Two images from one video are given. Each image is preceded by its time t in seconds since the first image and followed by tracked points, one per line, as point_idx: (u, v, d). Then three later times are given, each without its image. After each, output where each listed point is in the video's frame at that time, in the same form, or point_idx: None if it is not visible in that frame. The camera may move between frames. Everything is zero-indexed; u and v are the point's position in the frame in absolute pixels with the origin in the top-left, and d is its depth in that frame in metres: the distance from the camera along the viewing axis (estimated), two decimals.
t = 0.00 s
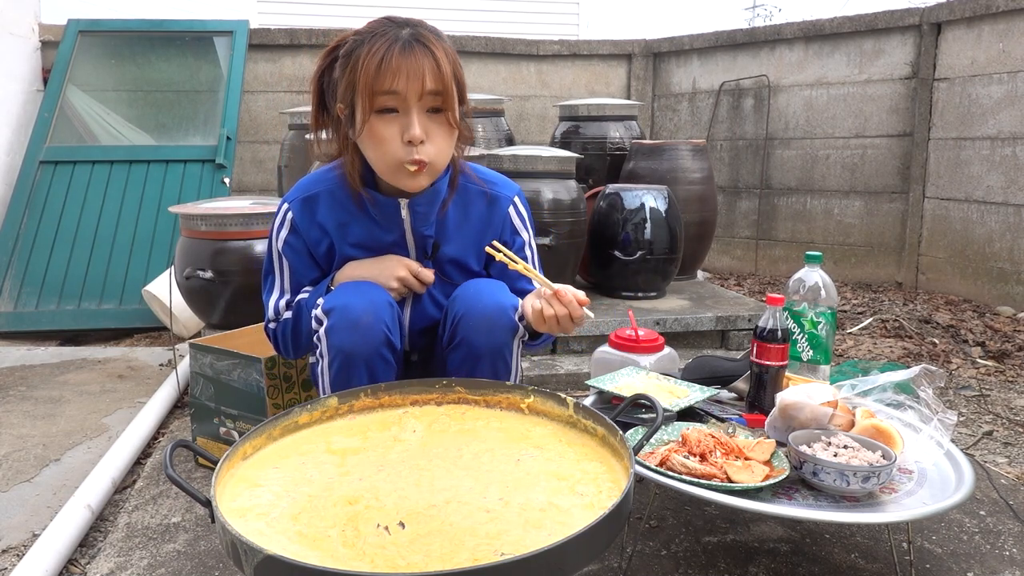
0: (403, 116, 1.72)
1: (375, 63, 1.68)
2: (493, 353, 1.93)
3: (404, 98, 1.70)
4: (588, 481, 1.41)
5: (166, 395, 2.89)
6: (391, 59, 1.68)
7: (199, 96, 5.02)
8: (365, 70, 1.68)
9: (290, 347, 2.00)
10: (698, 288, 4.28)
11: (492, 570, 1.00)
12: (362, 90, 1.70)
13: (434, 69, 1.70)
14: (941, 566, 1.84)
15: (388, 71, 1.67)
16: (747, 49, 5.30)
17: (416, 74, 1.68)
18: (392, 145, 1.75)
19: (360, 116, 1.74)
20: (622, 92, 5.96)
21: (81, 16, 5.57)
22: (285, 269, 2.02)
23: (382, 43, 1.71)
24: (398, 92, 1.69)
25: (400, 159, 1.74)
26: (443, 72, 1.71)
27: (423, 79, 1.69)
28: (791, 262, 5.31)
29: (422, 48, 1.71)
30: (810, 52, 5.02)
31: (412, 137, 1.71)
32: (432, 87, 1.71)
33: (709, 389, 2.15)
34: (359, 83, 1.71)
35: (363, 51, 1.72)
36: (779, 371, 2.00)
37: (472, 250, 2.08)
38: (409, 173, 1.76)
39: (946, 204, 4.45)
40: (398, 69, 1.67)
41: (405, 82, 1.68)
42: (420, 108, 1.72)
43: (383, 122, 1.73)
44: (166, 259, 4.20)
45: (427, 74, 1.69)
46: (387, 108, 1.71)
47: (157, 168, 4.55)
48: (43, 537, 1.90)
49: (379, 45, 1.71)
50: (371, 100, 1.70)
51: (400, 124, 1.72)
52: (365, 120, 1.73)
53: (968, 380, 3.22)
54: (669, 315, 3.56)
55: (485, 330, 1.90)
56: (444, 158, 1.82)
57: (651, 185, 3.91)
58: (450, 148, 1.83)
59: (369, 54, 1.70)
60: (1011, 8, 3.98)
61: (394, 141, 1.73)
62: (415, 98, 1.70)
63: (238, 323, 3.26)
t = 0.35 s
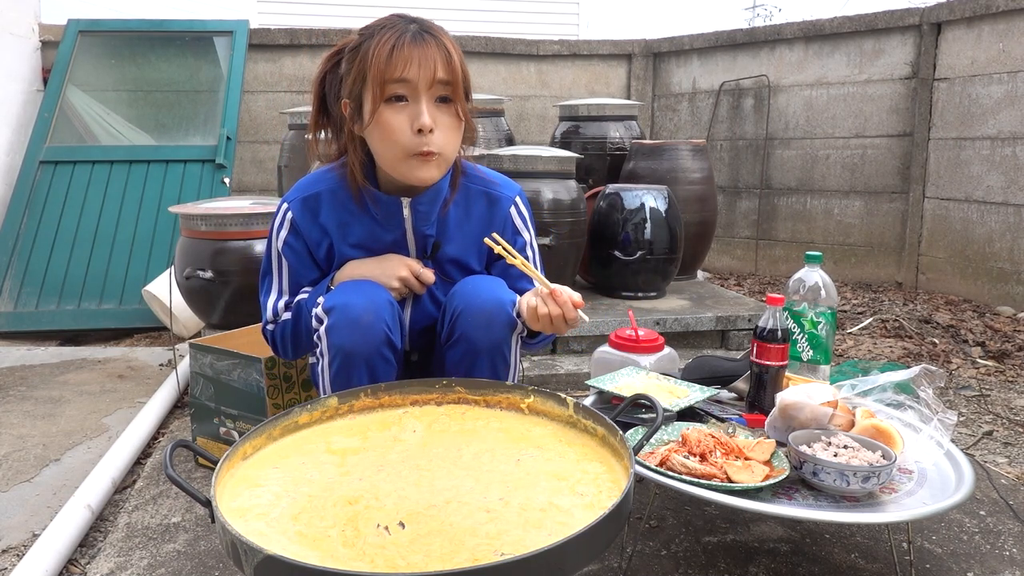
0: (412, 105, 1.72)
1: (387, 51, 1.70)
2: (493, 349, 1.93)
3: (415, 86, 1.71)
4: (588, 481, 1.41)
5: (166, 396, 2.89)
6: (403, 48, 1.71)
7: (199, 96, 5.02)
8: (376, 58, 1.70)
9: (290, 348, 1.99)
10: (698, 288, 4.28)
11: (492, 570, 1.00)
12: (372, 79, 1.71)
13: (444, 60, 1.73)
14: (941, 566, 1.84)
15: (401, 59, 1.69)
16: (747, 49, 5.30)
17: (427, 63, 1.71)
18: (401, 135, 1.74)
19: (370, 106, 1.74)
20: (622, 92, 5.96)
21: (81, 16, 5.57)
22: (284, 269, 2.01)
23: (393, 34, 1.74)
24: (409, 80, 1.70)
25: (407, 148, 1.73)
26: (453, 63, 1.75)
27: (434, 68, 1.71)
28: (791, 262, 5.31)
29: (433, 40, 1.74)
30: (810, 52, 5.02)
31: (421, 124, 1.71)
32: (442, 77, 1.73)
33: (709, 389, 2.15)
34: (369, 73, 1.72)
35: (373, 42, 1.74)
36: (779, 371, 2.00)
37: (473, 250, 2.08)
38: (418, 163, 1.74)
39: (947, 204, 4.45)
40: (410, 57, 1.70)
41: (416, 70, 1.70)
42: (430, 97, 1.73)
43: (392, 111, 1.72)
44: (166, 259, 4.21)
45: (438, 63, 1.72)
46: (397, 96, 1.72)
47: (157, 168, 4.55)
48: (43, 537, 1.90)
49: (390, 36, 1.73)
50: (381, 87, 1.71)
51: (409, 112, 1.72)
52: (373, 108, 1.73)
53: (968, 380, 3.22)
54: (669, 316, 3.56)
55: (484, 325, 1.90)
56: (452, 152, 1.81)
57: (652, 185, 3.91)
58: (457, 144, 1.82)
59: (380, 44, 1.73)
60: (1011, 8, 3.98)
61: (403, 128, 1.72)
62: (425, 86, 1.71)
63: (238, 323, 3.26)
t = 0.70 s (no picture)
0: (414, 105, 1.73)
1: (389, 52, 1.70)
2: (492, 349, 1.93)
3: (417, 87, 1.71)
4: (588, 482, 1.40)
5: (166, 396, 2.89)
6: (406, 48, 1.70)
7: (199, 96, 5.02)
8: (379, 58, 1.70)
9: (290, 348, 1.99)
10: (698, 288, 4.27)
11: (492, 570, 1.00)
12: (374, 79, 1.71)
13: (446, 59, 1.73)
14: (941, 566, 1.84)
15: (403, 59, 1.69)
16: (747, 49, 5.31)
17: (430, 63, 1.70)
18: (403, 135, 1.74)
19: (372, 105, 1.74)
20: (622, 92, 5.96)
21: (81, 16, 5.57)
22: (284, 269, 2.01)
23: (395, 34, 1.73)
24: (412, 80, 1.70)
25: (410, 147, 1.74)
26: (455, 63, 1.74)
27: (436, 69, 1.71)
28: (791, 262, 5.31)
29: (434, 39, 1.74)
30: (810, 52, 5.02)
31: (424, 124, 1.71)
32: (445, 77, 1.73)
33: (709, 389, 2.15)
34: (371, 73, 1.72)
35: (375, 42, 1.74)
36: (779, 371, 2.00)
37: (473, 249, 2.08)
38: (420, 163, 1.75)
39: (946, 204, 4.45)
40: (412, 57, 1.69)
41: (418, 71, 1.70)
42: (433, 97, 1.73)
43: (394, 111, 1.73)
44: (166, 259, 4.21)
45: (440, 63, 1.71)
46: (400, 97, 1.72)
47: (157, 168, 4.55)
48: (43, 538, 1.89)
49: (392, 36, 1.72)
50: (383, 87, 1.70)
51: (411, 113, 1.73)
52: (376, 108, 1.73)
53: (968, 380, 3.22)
54: (669, 316, 3.56)
55: (484, 325, 1.90)
56: (454, 151, 1.82)
57: (651, 185, 3.91)
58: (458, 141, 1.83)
59: (382, 44, 1.72)
60: (1011, 8, 3.98)
61: (405, 128, 1.73)
62: (428, 86, 1.71)
63: (238, 323, 3.26)
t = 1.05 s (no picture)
0: (416, 106, 1.73)
1: (392, 53, 1.69)
2: (492, 349, 1.93)
3: (419, 88, 1.71)
4: (588, 482, 1.40)
5: (166, 396, 2.89)
6: (408, 49, 1.70)
7: (199, 96, 5.02)
8: (381, 59, 1.69)
9: (291, 348, 1.99)
10: (698, 288, 4.27)
11: (493, 570, 1.00)
12: (377, 80, 1.71)
13: (449, 60, 1.73)
14: (941, 566, 1.84)
15: (405, 60, 1.68)
16: (747, 49, 5.31)
17: (432, 64, 1.70)
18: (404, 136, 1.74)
19: (374, 106, 1.74)
20: (622, 92, 5.96)
21: (81, 16, 5.57)
22: (286, 269, 2.01)
23: (397, 34, 1.72)
24: (414, 82, 1.70)
25: (412, 148, 1.74)
26: (457, 63, 1.74)
27: (438, 70, 1.71)
28: (791, 262, 5.31)
29: (436, 39, 1.73)
30: (810, 52, 5.02)
31: (425, 126, 1.72)
32: (447, 78, 1.73)
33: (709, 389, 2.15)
34: (373, 73, 1.72)
35: (377, 42, 1.73)
36: (779, 371, 2.00)
37: (474, 249, 2.08)
38: (421, 164, 1.76)
39: (947, 204, 4.45)
40: (415, 59, 1.69)
41: (420, 72, 1.70)
42: (434, 98, 1.73)
43: (396, 112, 1.73)
44: (166, 259, 4.21)
45: (442, 65, 1.71)
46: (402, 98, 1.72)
47: (157, 168, 4.55)
48: (42, 537, 1.89)
49: (394, 37, 1.72)
50: (385, 88, 1.70)
51: (413, 114, 1.73)
52: (378, 109, 1.73)
53: (968, 380, 3.22)
54: (669, 316, 3.56)
55: (484, 325, 1.90)
56: (455, 151, 1.82)
57: (652, 185, 3.91)
58: (460, 141, 1.83)
59: (384, 44, 1.71)
60: (1011, 8, 3.98)
61: (407, 129, 1.73)
62: (429, 87, 1.71)
63: (238, 323, 3.26)
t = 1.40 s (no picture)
0: (388, 92, 1.72)
1: (358, 43, 1.70)
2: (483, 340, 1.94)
3: (389, 75, 1.71)
4: (588, 482, 1.41)
5: (166, 395, 2.89)
6: (373, 37, 1.69)
7: (199, 96, 5.02)
8: (350, 49, 1.70)
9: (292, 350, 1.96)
10: (698, 287, 4.27)
11: (493, 570, 1.00)
12: (349, 71, 1.71)
13: (414, 44, 1.72)
14: (941, 566, 1.84)
15: (372, 48, 1.69)
16: (747, 49, 5.31)
17: (398, 49, 1.70)
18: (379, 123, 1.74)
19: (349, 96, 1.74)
20: (622, 92, 5.97)
21: (82, 16, 5.57)
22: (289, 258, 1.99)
23: (363, 23, 1.72)
24: (382, 69, 1.70)
25: (388, 135, 1.75)
26: (423, 46, 1.73)
27: (404, 54, 1.70)
28: (791, 262, 5.31)
29: (401, 25, 1.73)
30: (810, 52, 5.02)
31: (398, 110, 1.71)
32: (414, 62, 1.72)
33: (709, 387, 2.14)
34: (345, 64, 1.72)
35: (347, 34, 1.74)
36: (779, 371, 2.00)
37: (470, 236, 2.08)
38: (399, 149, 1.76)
39: (947, 204, 4.45)
40: (380, 46, 1.69)
41: (387, 58, 1.70)
42: (404, 83, 1.73)
43: (370, 100, 1.73)
44: (166, 259, 4.21)
45: (408, 49, 1.70)
46: (374, 86, 1.72)
47: (157, 168, 4.55)
48: (42, 537, 1.89)
49: (360, 26, 1.72)
50: (357, 78, 1.71)
51: (386, 100, 1.73)
52: (353, 99, 1.74)
53: (968, 380, 3.22)
54: (669, 315, 3.56)
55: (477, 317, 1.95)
56: (432, 133, 1.82)
57: (651, 185, 3.91)
58: (437, 124, 1.83)
59: (352, 34, 1.72)
60: (1011, 8, 3.98)
61: (381, 116, 1.73)
62: (398, 72, 1.71)
63: (238, 323, 3.26)
